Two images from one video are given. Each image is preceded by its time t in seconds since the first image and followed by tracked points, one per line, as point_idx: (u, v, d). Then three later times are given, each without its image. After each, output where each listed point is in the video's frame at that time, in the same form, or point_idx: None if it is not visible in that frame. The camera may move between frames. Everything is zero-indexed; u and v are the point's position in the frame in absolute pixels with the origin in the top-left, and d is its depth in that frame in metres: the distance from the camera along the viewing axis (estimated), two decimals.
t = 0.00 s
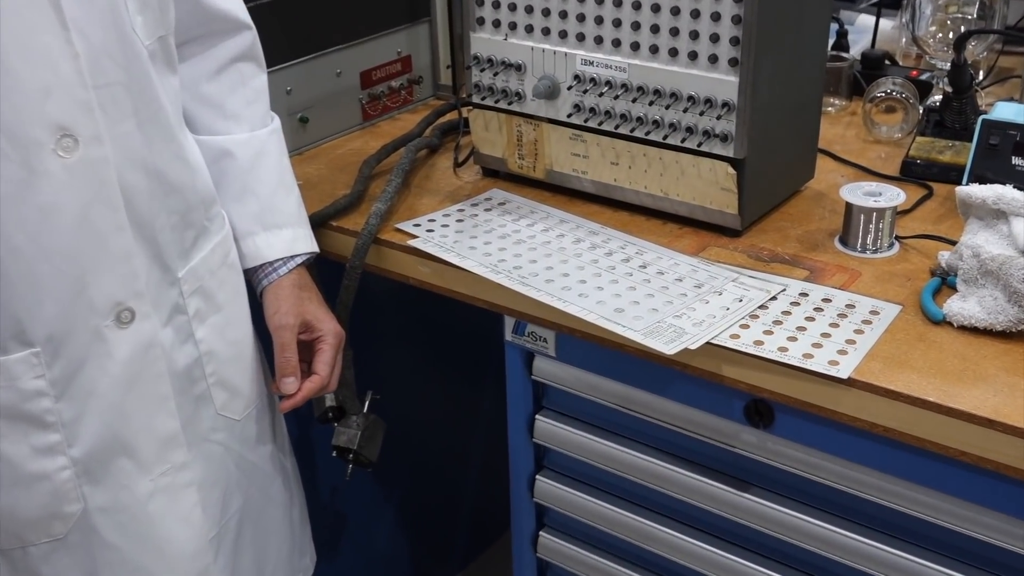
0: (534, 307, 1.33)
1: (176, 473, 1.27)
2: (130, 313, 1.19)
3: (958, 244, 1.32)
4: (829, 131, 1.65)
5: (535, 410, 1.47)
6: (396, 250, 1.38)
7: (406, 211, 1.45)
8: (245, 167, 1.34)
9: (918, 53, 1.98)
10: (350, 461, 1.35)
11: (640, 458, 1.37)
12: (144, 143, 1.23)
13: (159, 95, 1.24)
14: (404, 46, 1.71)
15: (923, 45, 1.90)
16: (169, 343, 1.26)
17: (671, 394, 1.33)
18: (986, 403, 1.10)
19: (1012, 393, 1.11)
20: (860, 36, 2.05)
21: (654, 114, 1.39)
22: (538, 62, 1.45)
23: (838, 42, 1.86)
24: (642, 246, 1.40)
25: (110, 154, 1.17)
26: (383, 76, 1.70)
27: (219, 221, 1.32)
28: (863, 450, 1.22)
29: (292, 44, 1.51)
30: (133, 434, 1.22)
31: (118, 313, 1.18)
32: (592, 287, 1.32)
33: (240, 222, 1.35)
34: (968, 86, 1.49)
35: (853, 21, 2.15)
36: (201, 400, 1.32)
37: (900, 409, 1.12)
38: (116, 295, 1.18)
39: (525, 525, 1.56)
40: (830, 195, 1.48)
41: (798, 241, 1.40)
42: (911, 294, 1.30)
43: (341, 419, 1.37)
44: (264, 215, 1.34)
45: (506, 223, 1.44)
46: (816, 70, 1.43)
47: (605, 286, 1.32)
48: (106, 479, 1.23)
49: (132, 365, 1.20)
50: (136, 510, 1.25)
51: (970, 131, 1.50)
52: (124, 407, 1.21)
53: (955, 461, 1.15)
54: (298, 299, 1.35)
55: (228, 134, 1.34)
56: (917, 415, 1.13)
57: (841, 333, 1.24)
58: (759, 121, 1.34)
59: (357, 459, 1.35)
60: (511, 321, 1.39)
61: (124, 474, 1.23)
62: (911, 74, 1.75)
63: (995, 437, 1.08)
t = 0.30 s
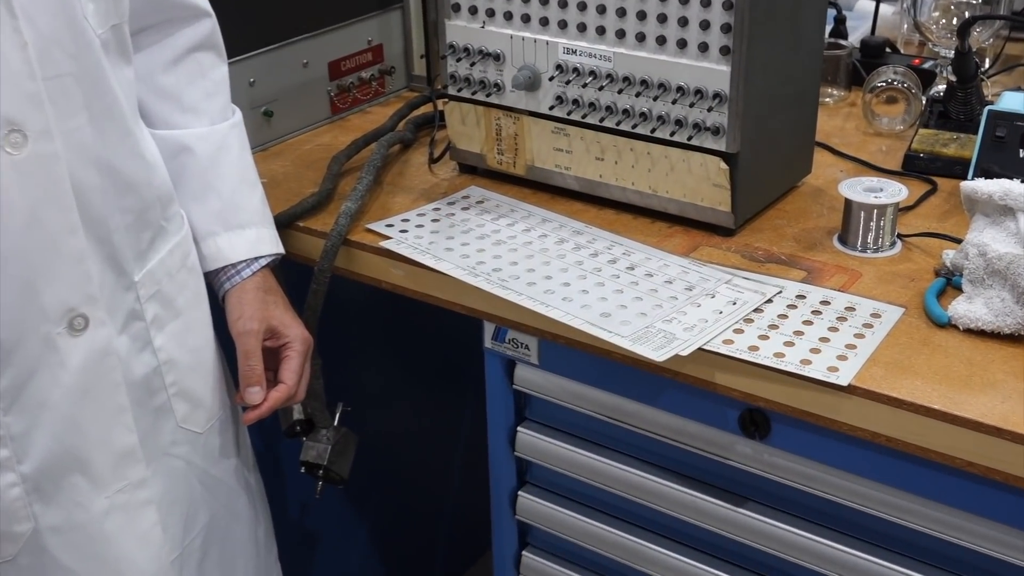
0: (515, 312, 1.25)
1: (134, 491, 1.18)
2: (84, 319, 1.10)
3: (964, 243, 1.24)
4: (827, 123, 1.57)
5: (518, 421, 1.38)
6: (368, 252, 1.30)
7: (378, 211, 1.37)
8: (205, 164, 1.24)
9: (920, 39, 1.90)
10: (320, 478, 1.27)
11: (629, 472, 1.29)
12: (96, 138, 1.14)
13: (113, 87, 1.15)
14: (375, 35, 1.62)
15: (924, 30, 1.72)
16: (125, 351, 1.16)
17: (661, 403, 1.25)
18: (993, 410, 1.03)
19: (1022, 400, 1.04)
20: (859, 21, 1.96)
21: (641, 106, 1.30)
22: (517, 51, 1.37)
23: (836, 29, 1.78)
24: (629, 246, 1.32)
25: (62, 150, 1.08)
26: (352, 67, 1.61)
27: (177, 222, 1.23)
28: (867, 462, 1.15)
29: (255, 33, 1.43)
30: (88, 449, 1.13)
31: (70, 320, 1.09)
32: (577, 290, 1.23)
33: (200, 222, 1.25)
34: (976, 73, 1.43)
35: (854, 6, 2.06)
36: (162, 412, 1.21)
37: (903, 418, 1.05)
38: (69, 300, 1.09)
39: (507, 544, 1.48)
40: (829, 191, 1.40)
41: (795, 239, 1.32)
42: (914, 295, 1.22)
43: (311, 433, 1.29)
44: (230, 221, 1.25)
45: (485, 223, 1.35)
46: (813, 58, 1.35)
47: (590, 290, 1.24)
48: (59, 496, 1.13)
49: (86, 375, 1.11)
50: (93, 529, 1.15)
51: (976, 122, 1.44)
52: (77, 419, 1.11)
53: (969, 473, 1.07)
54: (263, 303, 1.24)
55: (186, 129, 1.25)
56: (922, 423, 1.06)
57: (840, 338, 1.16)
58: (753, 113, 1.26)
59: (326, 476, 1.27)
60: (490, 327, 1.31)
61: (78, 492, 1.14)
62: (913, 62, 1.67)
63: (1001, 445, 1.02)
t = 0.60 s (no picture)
0: (500, 315, 1.17)
1: (90, 507, 1.09)
2: (38, 326, 1.01)
3: (977, 241, 1.17)
4: (832, 114, 1.49)
5: (505, 433, 1.30)
6: (344, 252, 1.22)
7: (354, 209, 1.28)
8: (168, 159, 1.16)
9: (931, 25, 1.82)
10: (292, 495, 1.19)
11: (623, 486, 1.21)
12: (51, 133, 1.05)
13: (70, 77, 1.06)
14: (350, 21, 1.54)
15: (935, 16, 1.60)
16: (80, 359, 1.08)
17: (656, 413, 1.18)
18: (1008, 419, 0.96)
19: None
20: (865, 8, 1.89)
21: (634, 96, 1.23)
22: (503, 38, 1.29)
23: (842, 15, 1.71)
24: (622, 246, 1.24)
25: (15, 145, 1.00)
26: (325, 55, 1.53)
27: (138, 221, 1.14)
28: (877, 475, 1.07)
29: (220, 19, 1.35)
30: (41, 463, 1.04)
31: (23, 326, 1.00)
32: (567, 292, 1.16)
33: (162, 221, 1.17)
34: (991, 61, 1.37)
35: None
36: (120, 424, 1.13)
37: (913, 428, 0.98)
38: (21, 305, 1.00)
39: (492, 563, 1.39)
40: (834, 186, 1.33)
41: (798, 238, 1.24)
42: (925, 297, 1.14)
43: (281, 446, 1.20)
44: (195, 220, 1.16)
45: (469, 221, 1.27)
46: (816, 45, 1.28)
47: (580, 292, 1.16)
48: (10, 514, 1.03)
49: (38, 383, 1.02)
50: (48, 548, 1.06)
51: (990, 113, 1.37)
52: (28, 431, 1.02)
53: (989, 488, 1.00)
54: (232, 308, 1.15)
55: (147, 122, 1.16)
56: (933, 433, 0.98)
57: (847, 342, 1.08)
58: (752, 103, 1.18)
59: (299, 492, 1.19)
60: (474, 332, 1.22)
61: (31, 510, 1.04)
62: (923, 49, 1.60)
63: (1020, 458, 0.95)
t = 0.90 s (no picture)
0: (487, 318, 1.09)
1: (48, 526, 1.01)
2: None
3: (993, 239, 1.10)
4: (839, 104, 1.42)
5: (492, 444, 1.22)
6: (320, 252, 1.14)
7: (331, 206, 1.21)
8: (131, 153, 1.08)
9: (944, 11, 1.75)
10: (265, 509, 1.11)
11: (617, 499, 1.14)
12: (5, 126, 0.98)
13: (25, 66, 0.98)
14: (327, 5, 1.47)
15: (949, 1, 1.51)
16: (37, 367, 1.00)
17: (653, 422, 1.10)
18: None
19: None
20: None
21: (630, 85, 1.15)
22: (489, 23, 1.21)
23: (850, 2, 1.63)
24: (617, 244, 1.16)
25: None
26: (301, 41, 1.46)
27: (100, 220, 1.06)
28: (888, 489, 1.00)
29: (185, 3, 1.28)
30: None
31: None
32: (558, 293, 1.08)
33: (125, 219, 1.09)
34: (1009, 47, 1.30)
35: None
36: (79, 437, 1.06)
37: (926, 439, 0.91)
38: None
39: None
40: (842, 181, 1.26)
41: (804, 236, 1.17)
42: (939, 299, 1.07)
43: (253, 458, 1.13)
44: (159, 217, 1.09)
45: (454, 218, 1.20)
46: (823, 31, 1.20)
47: (572, 293, 1.09)
48: None
49: None
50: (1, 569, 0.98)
51: (1007, 103, 1.30)
52: None
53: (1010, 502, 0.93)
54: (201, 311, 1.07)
55: (110, 113, 1.08)
56: (948, 442, 0.92)
57: (855, 346, 1.01)
58: (755, 93, 1.11)
59: (273, 507, 1.11)
60: (459, 337, 1.15)
61: None
62: (937, 35, 1.53)
63: None
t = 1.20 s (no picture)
0: (477, 324, 1.02)
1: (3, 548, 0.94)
2: None
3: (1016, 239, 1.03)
4: (852, 96, 1.35)
5: (481, 458, 1.15)
6: (298, 253, 1.07)
7: (310, 205, 1.14)
8: (95, 150, 1.00)
9: None
10: (238, 529, 1.04)
11: (615, 516, 1.07)
12: None
13: None
14: None
15: None
16: None
17: (653, 435, 1.03)
18: None
19: None
20: None
21: (628, 75, 1.08)
22: (478, 9, 1.14)
23: None
24: (614, 245, 1.09)
25: None
26: (276, 28, 1.39)
27: (61, 221, 0.98)
28: (906, 507, 0.93)
29: None
30: None
31: None
32: (551, 297, 1.01)
33: (89, 220, 1.01)
34: None
35: None
36: (40, 452, 0.97)
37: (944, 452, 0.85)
38: None
39: None
40: (855, 177, 1.19)
41: (814, 236, 1.10)
42: (957, 303, 1.00)
43: (226, 475, 1.05)
44: (125, 216, 1.01)
45: (440, 217, 1.13)
46: (834, 17, 1.13)
47: (567, 297, 1.01)
48: None
49: None
50: None
51: None
52: None
53: None
54: (170, 319, 1.00)
55: (72, 107, 1.00)
56: (966, 456, 0.85)
57: (869, 354, 0.94)
58: (761, 83, 1.04)
59: (247, 526, 1.04)
60: (446, 344, 1.08)
61: None
62: (955, 21, 1.45)
63: None
